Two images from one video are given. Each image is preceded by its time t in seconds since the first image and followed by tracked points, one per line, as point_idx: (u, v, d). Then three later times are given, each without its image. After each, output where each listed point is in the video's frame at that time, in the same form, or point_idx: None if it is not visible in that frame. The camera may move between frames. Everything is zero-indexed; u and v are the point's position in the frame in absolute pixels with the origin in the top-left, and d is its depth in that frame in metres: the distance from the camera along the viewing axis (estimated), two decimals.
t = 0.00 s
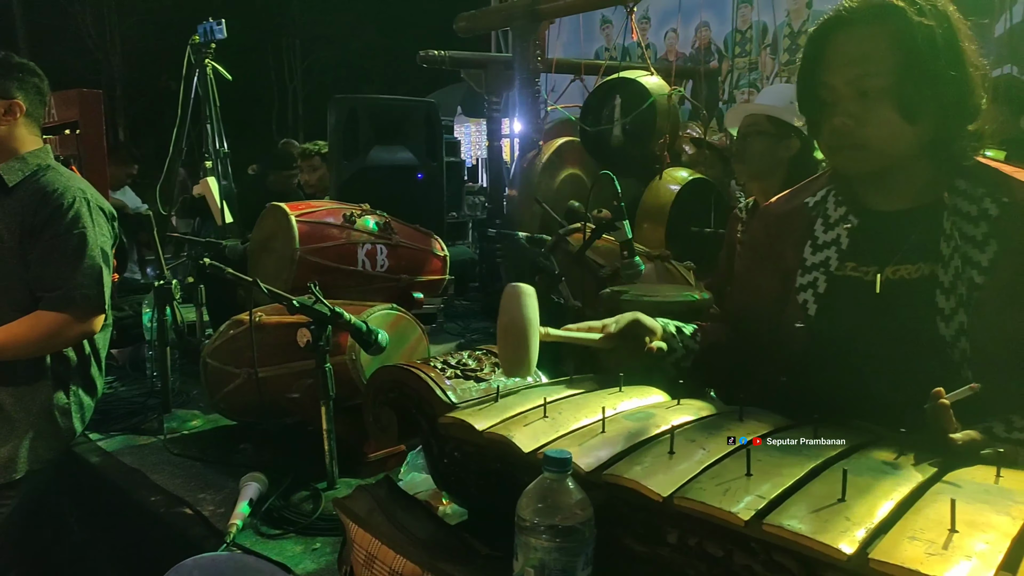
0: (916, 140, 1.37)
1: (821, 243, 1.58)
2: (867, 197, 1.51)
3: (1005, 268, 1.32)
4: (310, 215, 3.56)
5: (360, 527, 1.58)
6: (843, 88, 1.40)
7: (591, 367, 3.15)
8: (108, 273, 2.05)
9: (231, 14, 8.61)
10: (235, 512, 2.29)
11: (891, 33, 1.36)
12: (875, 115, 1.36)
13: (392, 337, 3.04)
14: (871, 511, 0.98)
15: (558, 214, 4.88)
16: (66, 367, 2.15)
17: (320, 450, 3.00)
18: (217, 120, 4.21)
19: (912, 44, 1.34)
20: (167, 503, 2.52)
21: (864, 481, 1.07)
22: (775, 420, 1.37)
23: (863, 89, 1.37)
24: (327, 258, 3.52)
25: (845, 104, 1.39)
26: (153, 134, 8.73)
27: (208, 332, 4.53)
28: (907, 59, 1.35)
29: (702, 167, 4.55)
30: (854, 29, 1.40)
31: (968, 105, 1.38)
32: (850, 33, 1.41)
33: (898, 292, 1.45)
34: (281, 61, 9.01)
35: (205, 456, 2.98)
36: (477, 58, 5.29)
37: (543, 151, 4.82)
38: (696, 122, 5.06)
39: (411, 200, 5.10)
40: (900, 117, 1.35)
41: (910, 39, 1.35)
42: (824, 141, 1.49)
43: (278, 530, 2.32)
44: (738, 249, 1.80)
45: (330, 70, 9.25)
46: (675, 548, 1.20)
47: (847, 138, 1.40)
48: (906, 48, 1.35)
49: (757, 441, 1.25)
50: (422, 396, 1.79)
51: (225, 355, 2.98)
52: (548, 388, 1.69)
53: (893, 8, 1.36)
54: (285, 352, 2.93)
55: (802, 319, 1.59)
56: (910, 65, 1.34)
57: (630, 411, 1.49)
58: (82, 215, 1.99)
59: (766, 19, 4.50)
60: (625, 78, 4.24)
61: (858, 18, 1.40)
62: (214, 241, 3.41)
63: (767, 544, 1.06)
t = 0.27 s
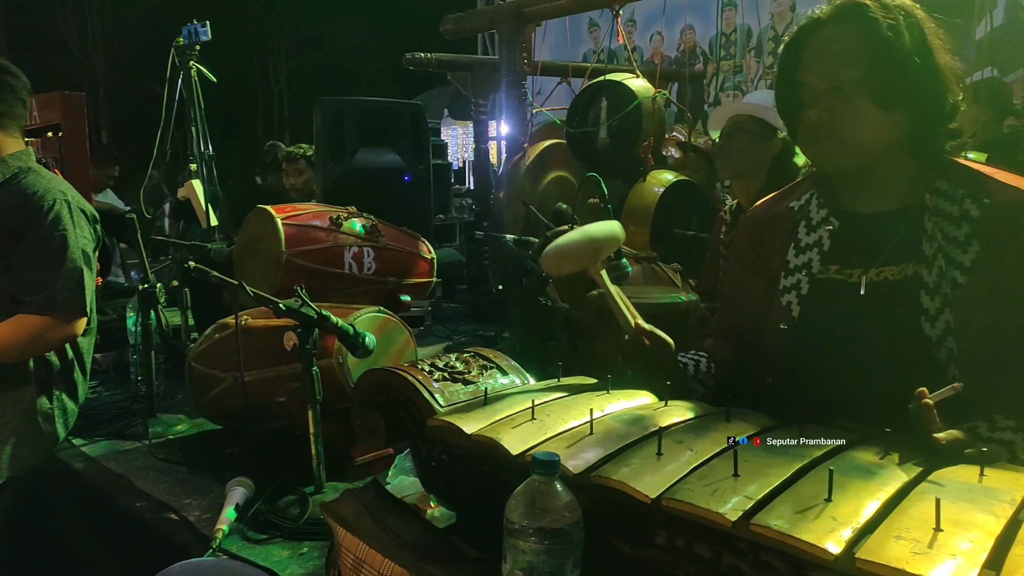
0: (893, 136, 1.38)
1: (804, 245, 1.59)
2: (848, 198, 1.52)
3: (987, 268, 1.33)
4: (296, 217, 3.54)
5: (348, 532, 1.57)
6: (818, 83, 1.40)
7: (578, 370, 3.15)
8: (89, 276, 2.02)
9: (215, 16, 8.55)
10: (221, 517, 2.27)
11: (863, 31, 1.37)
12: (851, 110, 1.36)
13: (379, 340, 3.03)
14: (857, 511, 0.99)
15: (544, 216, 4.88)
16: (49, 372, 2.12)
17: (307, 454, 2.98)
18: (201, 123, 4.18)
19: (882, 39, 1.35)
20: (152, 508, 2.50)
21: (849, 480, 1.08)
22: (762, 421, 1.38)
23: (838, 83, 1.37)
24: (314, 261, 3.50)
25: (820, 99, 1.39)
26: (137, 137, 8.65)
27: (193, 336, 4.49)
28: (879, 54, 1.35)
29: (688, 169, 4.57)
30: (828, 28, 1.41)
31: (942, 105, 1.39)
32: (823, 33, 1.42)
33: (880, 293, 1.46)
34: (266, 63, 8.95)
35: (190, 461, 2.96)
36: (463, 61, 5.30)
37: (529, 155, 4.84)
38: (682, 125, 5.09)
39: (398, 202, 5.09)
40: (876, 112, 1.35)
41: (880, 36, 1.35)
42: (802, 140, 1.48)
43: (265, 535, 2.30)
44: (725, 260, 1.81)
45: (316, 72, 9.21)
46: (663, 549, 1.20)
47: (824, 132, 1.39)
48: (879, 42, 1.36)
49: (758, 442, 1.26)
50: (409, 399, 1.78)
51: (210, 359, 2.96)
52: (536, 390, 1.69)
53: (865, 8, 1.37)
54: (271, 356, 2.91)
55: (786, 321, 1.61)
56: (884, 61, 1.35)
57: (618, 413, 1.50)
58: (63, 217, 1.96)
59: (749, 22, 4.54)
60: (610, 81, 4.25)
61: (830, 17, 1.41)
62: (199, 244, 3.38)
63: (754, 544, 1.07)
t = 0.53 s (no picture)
0: (877, 125, 1.37)
1: (791, 237, 1.59)
2: (833, 192, 1.53)
3: (970, 266, 1.35)
4: (283, 217, 3.52)
5: (335, 533, 1.56)
6: (805, 70, 1.41)
7: (566, 370, 3.15)
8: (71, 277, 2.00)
9: (200, 15, 8.48)
10: (207, 519, 2.25)
11: (849, 23, 1.38)
12: (831, 97, 1.36)
13: (367, 341, 3.02)
14: (843, 509, 0.99)
15: (532, 216, 4.87)
16: (32, 375, 2.10)
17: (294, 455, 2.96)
18: (186, 122, 4.14)
19: (869, 30, 1.37)
20: (136, 511, 2.48)
21: (837, 478, 1.09)
22: (749, 420, 1.38)
23: (822, 70, 1.37)
24: (300, 261, 3.49)
25: (802, 87, 1.40)
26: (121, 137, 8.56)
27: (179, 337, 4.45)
28: (866, 44, 1.36)
29: (675, 169, 4.59)
30: (821, 22, 1.42)
31: (928, 100, 1.40)
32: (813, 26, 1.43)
33: (864, 288, 1.47)
34: (252, 62, 8.89)
35: (176, 463, 2.93)
36: (451, 61, 5.29)
37: (517, 154, 4.84)
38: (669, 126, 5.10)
39: (386, 202, 5.07)
40: (858, 102, 1.35)
41: (864, 30, 1.37)
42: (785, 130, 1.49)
43: (251, 537, 2.29)
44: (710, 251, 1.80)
45: (303, 71, 9.16)
46: (651, 548, 1.20)
47: (804, 117, 1.40)
48: (868, 34, 1.37)
49: (758, 441, 1.26)
50: (397, 400, 1.77)
51: (196, 360, 2.93)
52: (524, 390, 1.69)
53: None
54: (258, 356, 2.89)
55: (775, 313, 1.61)
56: (868, 53, 1.35)
57: (606, 413, 1.50)
58: (41, 217, 1.94)
59: (735, 23, 4.55)
60: (598, 81, 4.25)
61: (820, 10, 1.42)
62: (184, 244, 3.36)
63: (741, 543, 1.07)
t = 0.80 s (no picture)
0: (870, 126, 1.38)
1: (779, 236, 1.60)
2: (820, 192, 1.54)
3: (953, 267, 1.38)
4: (270, 218, 3.50)
5: (323, 535, 1.55)
6: (801, 69, 1.41)
7: (555, 370, 3.15)
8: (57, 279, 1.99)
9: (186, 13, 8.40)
10: (193, 521, 2.23)
11: (850, 22, 1.39)
12: (827, 97, 1.37)
13: (355, 341, 3.01)
14: (830, 508, 1.00)
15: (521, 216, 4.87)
16: (15, 377, 2.07)
17: (281, 457, 2.94)
18: (172, 121, 4.10)
19: (868, 32, 1.37)
20: (122, 514, 2.45)
21: (824, 477, 1.09)
22: (737, 419, 1.39)
23: (819, 70, 1.38)
24: (288, 262, 3.47)
25: (799, 85, 1.41)
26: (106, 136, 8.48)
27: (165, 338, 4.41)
28: (864, 46, 1.37)
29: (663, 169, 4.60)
30: (821, 19, 1.42)
31: (922, 105, 1.41)
32: (812, 24, 1.43)
33: (850, 288, 1.49)
34: (239, 61, 8.82)
35: (162, 465, 2.91)
36: (438, 60, 5.28)
37: (506, 154, 4.84)
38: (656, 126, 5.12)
39: (374, 202, 5.05)
40: (852, 102, 1.36)
41: (865, 31, 1.37)
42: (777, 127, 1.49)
43: (238, 539, 2.27)
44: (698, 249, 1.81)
45: (290, 71, 9.10)
46: (639, 548, 1.21)
47: (797, 116, 1.41)
48: (867, 36, 1.38)
49: (759, 441, 1.26)
50: (386, 401, 1.76)
51: (182, 361, 2.91)
52: (513, 391, 1.69)
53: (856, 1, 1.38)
54: (245, 357, 2.87)
55: (762, 310, 1.62)
56: (868, 54, 1.36)
57: (595, 413, 1.50)
58: (28, 220, 1.92)
59: (722, 23, 4.56)
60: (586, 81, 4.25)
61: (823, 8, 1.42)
62: (170, 245, 3.33)
63: (729, 542, 1.08)
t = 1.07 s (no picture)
0: (861, 130, 1.40)
1: (773, 239, 1.61)
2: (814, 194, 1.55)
3: (945, 268, 1.37)
4: (261, 220, 3.49)
5: (314, 538, 1.55)
6: (798, 71, 1.42)
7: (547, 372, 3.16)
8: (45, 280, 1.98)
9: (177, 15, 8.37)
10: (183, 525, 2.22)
11: (850, 28, 1.40)
12: (824, 100, 1.38)
13: (347, 344, 3.00)
14: (822, 510, 1.00)
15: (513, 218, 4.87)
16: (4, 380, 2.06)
17: (272, 460, 2.93)
18: (163, 123, 4.08)
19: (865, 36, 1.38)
20: (111, 518, 2.44)
21: (815, 479, 1.10)
22: (730, 421, 1.39)
23: (816, 74, 1.39)
24: (279, 264, 3.46)
25: (796, 87, 1.41)
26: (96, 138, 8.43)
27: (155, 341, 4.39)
28: (861, 51, 1.38)
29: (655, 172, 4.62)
30: (819, 22, 1.43)
31: (916, 110, 1.43)
32: (810, 27, 1.44)
33: (842, 290, 1.50)
34: (230, 63, 8.80)
35: (152, 469, 2.89)
36: (431, 63, 5.29)
37: (498, 157, 4.85)
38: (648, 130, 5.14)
39: (365, 205, 5.04)
40: (847, 107, 1.37)
41: (864, 37, 1.39)
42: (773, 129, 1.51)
43: (229, 543, 2.26)
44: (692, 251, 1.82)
45: (281, 73, 9.08)
46: (631, 551, 1.21)
47: (793, 119, 1.42)
48: (863, 40, 1.39)
49: (760, 440, 1.26)
50: (377, 404, 1.76)
51: (172, 364, 2.90)
52: (505, 393, 1.69)
53: (856, 6, 1.40)
54: (236, 360, 2.86)
55: (755, 312, 1.62)
56: (864, 60, 1.38)
57: (587, 415, 1.50)
58: (15, 220, 1.92)
59: (712, 27, 4.59)
60: (578, 84, 4.25)
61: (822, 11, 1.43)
62: (161, 248, 3.31)
63: (721, 543, 1.08)
